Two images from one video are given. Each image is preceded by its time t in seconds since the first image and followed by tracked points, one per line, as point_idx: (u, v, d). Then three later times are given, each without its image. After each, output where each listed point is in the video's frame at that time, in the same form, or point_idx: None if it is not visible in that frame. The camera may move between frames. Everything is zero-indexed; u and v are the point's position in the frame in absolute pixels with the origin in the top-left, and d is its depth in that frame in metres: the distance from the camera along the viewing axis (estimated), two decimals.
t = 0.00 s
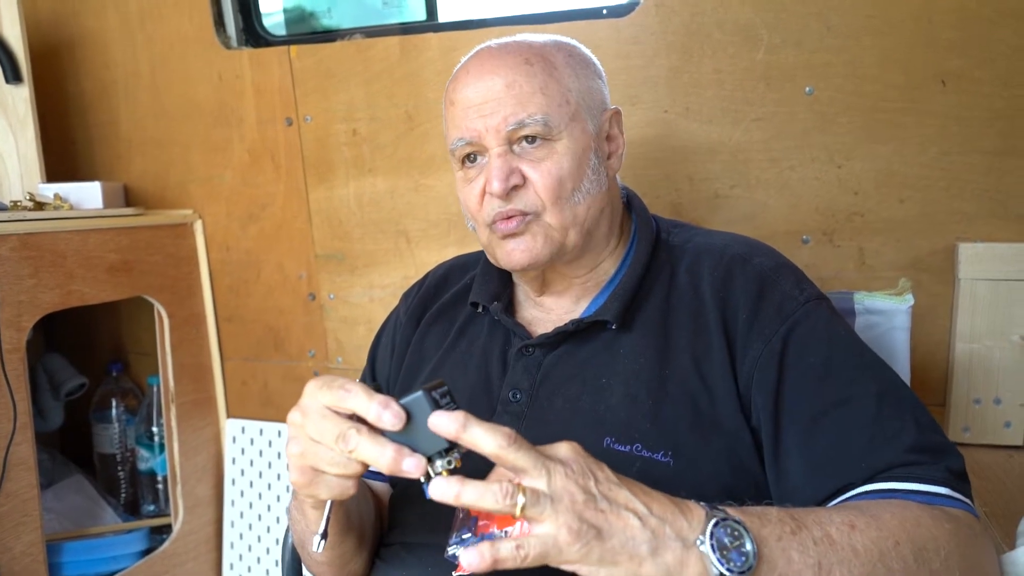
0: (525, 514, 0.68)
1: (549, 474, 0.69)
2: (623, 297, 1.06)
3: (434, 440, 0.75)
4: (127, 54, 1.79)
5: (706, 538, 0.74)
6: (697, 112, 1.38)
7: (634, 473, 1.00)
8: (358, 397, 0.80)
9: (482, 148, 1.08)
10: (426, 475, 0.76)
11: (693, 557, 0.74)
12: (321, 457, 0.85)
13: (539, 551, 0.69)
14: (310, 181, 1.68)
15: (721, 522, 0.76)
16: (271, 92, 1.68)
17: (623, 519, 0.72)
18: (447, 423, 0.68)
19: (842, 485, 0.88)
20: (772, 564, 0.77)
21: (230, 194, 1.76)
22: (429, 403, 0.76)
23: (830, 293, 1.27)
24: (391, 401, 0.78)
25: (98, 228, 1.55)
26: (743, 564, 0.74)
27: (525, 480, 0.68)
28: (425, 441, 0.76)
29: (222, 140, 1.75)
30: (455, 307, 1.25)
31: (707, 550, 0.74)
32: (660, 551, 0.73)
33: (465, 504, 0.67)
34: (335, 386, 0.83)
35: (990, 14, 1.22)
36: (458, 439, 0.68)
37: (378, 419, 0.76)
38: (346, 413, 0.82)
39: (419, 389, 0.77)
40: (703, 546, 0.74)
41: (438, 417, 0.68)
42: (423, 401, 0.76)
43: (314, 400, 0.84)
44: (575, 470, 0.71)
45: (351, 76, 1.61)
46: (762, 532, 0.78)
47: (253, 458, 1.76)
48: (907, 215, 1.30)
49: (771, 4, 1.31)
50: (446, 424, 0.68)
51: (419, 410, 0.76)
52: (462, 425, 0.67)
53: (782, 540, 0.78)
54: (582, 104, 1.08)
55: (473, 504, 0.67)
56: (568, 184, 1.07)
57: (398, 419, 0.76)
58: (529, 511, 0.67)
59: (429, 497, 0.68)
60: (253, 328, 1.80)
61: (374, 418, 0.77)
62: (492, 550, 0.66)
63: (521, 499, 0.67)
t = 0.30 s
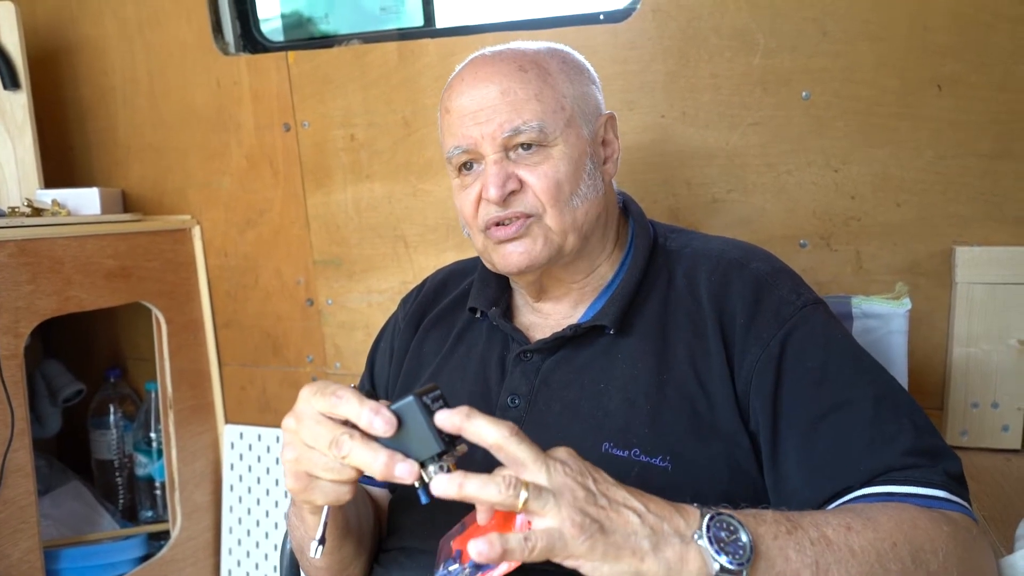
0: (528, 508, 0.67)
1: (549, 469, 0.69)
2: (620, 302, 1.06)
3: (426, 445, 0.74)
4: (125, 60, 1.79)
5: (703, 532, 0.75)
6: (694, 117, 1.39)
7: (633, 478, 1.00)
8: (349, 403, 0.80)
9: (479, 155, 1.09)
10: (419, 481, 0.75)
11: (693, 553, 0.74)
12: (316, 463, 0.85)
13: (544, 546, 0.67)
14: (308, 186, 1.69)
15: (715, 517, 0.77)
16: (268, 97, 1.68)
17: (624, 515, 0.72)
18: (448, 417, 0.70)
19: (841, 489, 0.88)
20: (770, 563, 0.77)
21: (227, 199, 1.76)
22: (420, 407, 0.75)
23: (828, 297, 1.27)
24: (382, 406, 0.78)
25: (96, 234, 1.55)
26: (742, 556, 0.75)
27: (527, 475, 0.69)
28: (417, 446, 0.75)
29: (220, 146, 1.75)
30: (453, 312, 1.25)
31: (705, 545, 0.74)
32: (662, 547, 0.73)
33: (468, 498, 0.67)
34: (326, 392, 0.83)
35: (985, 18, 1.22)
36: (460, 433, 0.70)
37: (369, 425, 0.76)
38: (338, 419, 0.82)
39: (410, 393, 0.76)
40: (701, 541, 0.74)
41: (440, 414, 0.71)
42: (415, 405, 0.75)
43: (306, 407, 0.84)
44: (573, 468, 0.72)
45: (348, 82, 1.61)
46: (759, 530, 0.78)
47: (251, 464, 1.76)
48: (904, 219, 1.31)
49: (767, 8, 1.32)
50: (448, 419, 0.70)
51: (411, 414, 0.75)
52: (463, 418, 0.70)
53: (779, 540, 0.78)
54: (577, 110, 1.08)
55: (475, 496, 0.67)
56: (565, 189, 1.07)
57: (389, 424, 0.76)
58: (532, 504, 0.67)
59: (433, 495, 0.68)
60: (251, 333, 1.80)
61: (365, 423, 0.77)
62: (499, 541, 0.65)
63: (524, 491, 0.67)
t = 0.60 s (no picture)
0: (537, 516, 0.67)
1: (556, 479, 0.69)
2: (622, 317, 1.06)
3: (424, 459, 0.75)
4: (128, 76, 1.80)
5: (710, 546, 0.75)
6: (694, 131, 1.39)
7: (635, 493, 1.00)
8: (347, 418, 0.80)
9: (481, 172, 1.09)
10: (417, 496, 0.75)
11: (700, 566, 0.74)
12: (313, 479, 0.85)
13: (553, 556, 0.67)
14: (309, 201, 1.69)
15: (721, 531, 0.77)
16: (270, 113, 1.69)
17: (631, 528, 0.72)
18: (453, 438, 0.72)
19: (844, 505, 0.87)
20: None
21: (228, 213, 1.77)
22: (418, 422, 0.75)
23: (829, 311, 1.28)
24: (380, 422, 0.78)
25: (97, 248, 1.55)
26: (752, 566, 0.74)
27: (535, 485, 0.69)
28: (415, 461, 0.75)
29: (221, 160, 1.75)
30: (455, 327, 1.25)
31: (713, 557, 0.74)
32: (669, 560, 0.73)
33: (478, 505, 0.67)
34: (324, 408, 0.83)
35: (982, 34, 1.23)
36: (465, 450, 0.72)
37: (367, 440, 0.76)
38: (335, 434, 0.82)
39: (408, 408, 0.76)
40: (709, 554, 0.74)
41: (445, 440, 0.73)
42: (412, 420, 0.75)
43: (303, 422, 0.84)
44: (581, 480, 0.72)
45: (350, 97, 1.62)
46: (765, 545, 0.78)
47: (251, 478, 1.75)
48: (904, 233, 1.31)
49: (766, 25, 1.33)
50: (453, 440, 0.73)
51: (408, 429, 0.75)
52: (468, 435, 0.72)
53: (785, 555, 0.78)
54: (578, 126, 1.09)
55: (484, 504, 0.66)
56: (568, 205, 1.07)
57: (387, 439, 0.75)
58: (541, 512, 0.67)
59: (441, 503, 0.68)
60: (251, 347, 1.80)
61: (363, 439, 0.77)
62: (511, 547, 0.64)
63: (532, 499, 0.67)
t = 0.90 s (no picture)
0: (541, 500, 0.67)
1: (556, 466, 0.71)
2: (623, 309, 1.06)
3: (430, 455, 0.75)
4: (128, 70, 1.80)
5: (717, 527, 0.74)
6: (696, 125, 1.39)
7: (637, 485, 1.00)
8: (355, 413, 0.80)
9: (475, 157, 1.09)
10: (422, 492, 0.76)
11: (708, 547, 0.73)
12: (318, 471, 0.85)
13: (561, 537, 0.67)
14: (310, 195, 1.69)
15: (726, 512, 0.76)
16: (270, 107, 1.68)
17: (636, 509, 0.72)
18: (451, 427, 0.74)
19: (846, 495, 0.87)
20: (783, 561, 0.76)
21: (229, 208, 1.77)
22: (425, 419, 0.76)
23: (830, 304, 1.27)
24: (388, 417, 0.78)
25: (98, 243, 1.55)
26: (757, 547, 0.73)
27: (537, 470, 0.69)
28: (421, 458, 0.76)
29: (222, 155, 1.75)
30: (457, 319, 1.25)
31: (720, 538, 0.73)
32: (676, 539, 0.72)
33: (484, 487, 0.68)
34: (332, 401, 0.83)
35: (984, 27, 1.23)
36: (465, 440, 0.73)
37: (374, 435, 0.76)
38: (343, 428, 0.82)
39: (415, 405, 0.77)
40: (715, 534, 0.73)
41: (442, 427, 0.75)
42: (419, 416, 0.76)
43: (311, 414, 0.84)
44: (582, 467, 0.73)
45: (350, 91, 1.61)
46: (769, 528, 0.78)
47: (252, 472, 1.75)
48: (906, 226, 1.31)
49: (768, 18, 1.32)
50: (451, 429, 0.74)
51: (415, 425, 0.76)
52: (466, 425, 0.73)
53: (789, 538, 0.78)
54: (572, 112, 1.09)
55: (490, 486, 0.68)
56: (561, 188, 1.07)
57: (394, 434, 0.76)
58: (545, 496, 0.67)
59: (446, 487, 0.69)
60: (252, 341, 1.80)
61: (370, 433, 0.77)
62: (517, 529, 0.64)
63: (537, 483, 0.67)
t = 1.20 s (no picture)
0: (577, 459, 0.66)
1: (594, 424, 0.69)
2: (622, 307, 1.06)
3: (433, 441, 0.75)
4: (125, 69, 1.80)
5: (751, 500, 0.73)
6: (693, 124, 1.39)
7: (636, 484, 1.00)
8: (359, 400, 0.79)
9: (483, 138, 1.11)
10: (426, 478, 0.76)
11: (741, 520, 0.72)
12: (322, 459, 0.85)
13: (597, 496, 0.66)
14: (308, 195, 1.69)
15: (755, 486, 0.75)
16: (268, 106, 1.68)
17: (671, 475, 0.71)
18: (487, 375, 0.71)
19: (850, 492, 0.87)
20: (809, 541, 0.75)
21: (227, 207, 1.76)
22: (428, 405, 0.76)
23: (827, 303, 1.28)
24: (391, 404, 0.78)
25: (95, 242, 1.55)
26: (789, 523, 0.73)
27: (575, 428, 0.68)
28: (425, 443, 0.75)
29: (219, 154, 1.75)
30: (456, 318, 1.25)
31: (753, 512, 0.72)
32: (710, 510, 0.71)
33: (521, 437, 0.67)
34: (337, 389, 0.82)
35: (981, 26, 1.23)
36: (499, 390, 0.71)
37: (378, 421, 0.76)
38: (347, 415, 0.82)
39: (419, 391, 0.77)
40: (749, 508, 0.73)
41: (475, 371, 0.71)
42: (423, 403, 0.76)
43: (315, 402, 0.84)
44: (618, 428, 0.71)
45: (348, 91, 1.61)
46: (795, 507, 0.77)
47: (250, 472, 1.75)
48: (903, 225, 1.31)
49: (765, 17, 1.32)
50: (486, 377, 0.71)
51: (419, 411, 0.76)
52: (503, 375, 0.71)
53: (814, 518, 0.77)
54: (579, 103, 1.11)
55: (529, 438, 0.67)
56: (567, 168, 1.07)
57: (398, 420, 0.75)
58: (582, 455, 0.66)
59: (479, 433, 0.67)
60: (250, 341, 1.80)
61: (374, 420, 0.77)
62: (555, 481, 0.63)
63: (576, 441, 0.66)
